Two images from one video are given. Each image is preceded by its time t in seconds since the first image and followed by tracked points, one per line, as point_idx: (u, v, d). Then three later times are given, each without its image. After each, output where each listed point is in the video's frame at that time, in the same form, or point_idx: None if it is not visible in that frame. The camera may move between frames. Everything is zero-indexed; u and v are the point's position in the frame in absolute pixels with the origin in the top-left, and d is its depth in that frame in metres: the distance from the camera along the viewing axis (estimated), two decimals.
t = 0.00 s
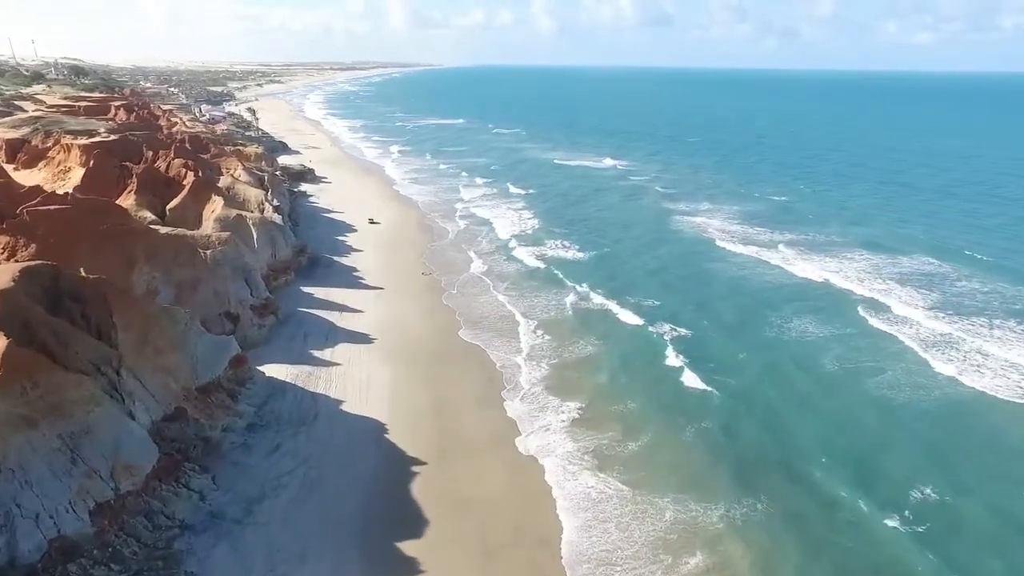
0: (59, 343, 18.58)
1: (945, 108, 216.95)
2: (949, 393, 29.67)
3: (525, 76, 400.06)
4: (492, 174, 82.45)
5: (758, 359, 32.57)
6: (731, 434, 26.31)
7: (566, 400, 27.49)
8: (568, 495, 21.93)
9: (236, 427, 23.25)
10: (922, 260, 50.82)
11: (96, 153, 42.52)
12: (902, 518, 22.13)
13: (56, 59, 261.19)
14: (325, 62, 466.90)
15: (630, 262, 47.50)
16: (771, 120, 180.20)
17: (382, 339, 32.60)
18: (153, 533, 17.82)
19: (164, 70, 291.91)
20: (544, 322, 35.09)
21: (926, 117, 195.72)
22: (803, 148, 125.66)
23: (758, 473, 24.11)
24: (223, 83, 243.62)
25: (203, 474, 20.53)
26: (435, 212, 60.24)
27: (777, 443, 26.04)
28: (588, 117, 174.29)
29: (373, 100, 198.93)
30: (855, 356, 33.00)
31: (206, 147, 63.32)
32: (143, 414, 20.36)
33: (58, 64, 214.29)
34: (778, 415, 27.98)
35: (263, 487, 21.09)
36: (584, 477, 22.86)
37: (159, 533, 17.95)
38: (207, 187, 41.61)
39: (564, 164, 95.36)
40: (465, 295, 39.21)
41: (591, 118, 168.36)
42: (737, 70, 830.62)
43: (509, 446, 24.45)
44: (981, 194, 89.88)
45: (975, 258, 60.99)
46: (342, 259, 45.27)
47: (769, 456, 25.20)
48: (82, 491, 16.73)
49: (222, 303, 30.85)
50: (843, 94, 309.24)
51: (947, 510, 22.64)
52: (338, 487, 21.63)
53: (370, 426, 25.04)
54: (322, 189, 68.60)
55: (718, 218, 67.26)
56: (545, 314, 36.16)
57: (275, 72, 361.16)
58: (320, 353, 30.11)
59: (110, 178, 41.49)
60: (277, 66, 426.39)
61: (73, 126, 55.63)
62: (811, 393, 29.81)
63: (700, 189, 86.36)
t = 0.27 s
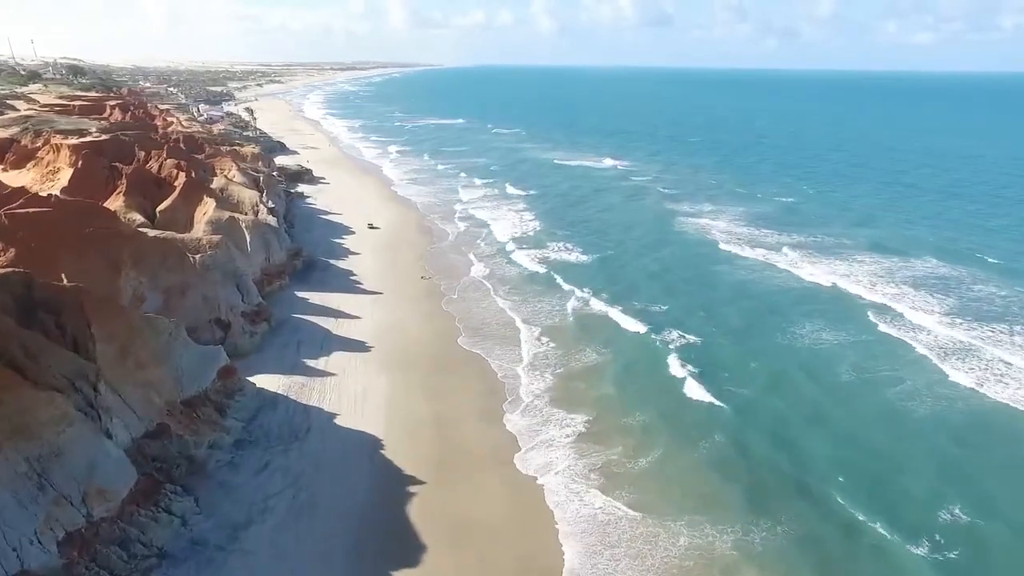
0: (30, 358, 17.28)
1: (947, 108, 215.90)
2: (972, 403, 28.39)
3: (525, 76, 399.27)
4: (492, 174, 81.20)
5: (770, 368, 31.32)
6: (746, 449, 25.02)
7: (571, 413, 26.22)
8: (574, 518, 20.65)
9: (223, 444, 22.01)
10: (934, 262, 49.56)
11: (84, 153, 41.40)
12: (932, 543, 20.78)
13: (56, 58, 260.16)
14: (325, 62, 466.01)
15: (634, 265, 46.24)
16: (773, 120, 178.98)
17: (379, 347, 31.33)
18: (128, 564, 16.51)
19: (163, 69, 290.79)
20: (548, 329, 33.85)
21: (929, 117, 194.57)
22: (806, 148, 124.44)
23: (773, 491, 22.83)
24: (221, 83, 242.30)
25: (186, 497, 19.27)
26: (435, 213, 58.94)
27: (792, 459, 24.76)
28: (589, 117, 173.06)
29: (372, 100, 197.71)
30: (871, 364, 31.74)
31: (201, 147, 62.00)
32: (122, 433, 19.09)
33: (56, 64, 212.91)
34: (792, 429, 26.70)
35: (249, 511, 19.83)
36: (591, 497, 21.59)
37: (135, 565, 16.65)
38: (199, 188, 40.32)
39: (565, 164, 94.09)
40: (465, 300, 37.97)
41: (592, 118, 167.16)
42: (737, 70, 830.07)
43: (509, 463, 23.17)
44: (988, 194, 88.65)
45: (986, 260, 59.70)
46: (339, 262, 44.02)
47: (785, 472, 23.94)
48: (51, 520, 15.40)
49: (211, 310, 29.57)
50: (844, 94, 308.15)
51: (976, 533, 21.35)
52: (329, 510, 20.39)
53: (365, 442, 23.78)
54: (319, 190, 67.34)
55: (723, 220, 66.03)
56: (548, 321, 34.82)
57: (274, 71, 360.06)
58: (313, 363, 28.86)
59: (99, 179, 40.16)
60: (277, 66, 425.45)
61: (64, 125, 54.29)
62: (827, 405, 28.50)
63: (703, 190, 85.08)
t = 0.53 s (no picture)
0: None
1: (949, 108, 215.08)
2: (997, 415, 27.10)
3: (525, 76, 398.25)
4: (493, 175, 79.99)
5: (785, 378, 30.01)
6: (760, 467, 23.69)
7: (577, 427, 24.94)
8: (582, 545, 19.34)
9: (208, 462, 20.73)
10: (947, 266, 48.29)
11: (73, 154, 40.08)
12: (966, 571, 19.43)
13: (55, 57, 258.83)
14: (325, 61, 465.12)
15: (640, 268, 45.00)
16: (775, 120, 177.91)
17: (376, 356, 30.04)
18: None
19: (162, 69, 289.51)
20: (552, 336, 32.57)
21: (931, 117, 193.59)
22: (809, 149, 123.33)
23: (791, 513, 21.51)
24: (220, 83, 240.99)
25: (165, 523, 17.99)
26: (435, 215, 57.69)
27: (810, 478, 23.43)
28: (590, 117, 171.84)
29: (371, 100, 196.51)
30: (889, 374, 30.46)
31: (196, 147, 60.67)
32: (97, 454, 17.76)
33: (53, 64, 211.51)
34: (808, 444, 25.39)
35: (233, 538, 18.54)
36: (599, 520, 20.31)
37: None
38: (191, 190, 39.00)
39: (567, 165, 92.84)
40: (465, 305, 36.70)
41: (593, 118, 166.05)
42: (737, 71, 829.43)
43: (512, 482, 21.89)
44: (995, 195, 87.52)
45: (998, 263, 58.43)
46: (336, 266, 42.74)
47: (804, 492, 22.60)
48: (12, 554, 14.06)
49: (202, 316, 28.23)
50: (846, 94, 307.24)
51: (1011, 558, 20.00)
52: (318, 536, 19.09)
53: (359, 460, 22.49)
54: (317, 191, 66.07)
55: (728, 222, 64.80)
56: (552, 328, 33.51)
57: (274, 71, 359.42)
58: (307, 373, 27.57)
59: (88, 181, 38.84)
60: (277, 65, 424.31)
61: (55, 125, 52.94)
62: (844, 418, 27.20)
63: (707, 190, 83.87)
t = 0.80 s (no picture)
0: None
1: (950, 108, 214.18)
2: None
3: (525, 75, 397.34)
4: (493, 175, 78.76)
5: (799, 388, 28.73)
6: (776, 487, 22.43)
7: (584, 443, 23.68)
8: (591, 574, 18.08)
9: (191, 483, 19.54)
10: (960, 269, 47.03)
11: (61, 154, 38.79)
12: None
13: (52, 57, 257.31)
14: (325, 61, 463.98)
15: (645, 271, 43.76)
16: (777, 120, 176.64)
17: (373, 365, 28.76)
18: None
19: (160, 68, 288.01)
20: (556, 344, 31.30)
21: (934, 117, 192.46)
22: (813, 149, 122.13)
23: (810, 538, 20.23)
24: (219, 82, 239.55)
25: (141, 554, 16.83)
26: (435, 216, 56.42)
27: (829, 499, 22.14)
28: (591, 117, 170.52)
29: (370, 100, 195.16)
30: (908, 384, 29.17)
31: (191, 147, 59.36)
32: (71, 477, 16.56)
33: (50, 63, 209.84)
34: (827, 461, 24.10)
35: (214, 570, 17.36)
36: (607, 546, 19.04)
37: None
38: (182, 191, 37.72)
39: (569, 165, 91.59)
40: (466, 311, 35.45)
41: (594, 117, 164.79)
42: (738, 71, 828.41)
43: (516, 503, 20.66)
44: (1002, 195, 86.33)
45: (1010, 265, 57.19)
46: (332, 269, 41.46)
47: (823, 514, 21.33)
48: None
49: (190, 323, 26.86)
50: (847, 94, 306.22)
51: None
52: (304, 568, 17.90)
53: (352, 481, 21.23)
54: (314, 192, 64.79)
55: (733, 223, 63.57)
56: (556, 335, 32.22)
57: (273, 71, 358.40)
58: (299, 385, 26.31)
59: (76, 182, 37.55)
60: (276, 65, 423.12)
61: (45, 125, 51.62)
62: (863, 432, 25.91)
63: (711, 191, 82.65)
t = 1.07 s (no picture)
0: None
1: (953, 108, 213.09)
2: None
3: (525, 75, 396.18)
4: (494, 175, 77.53)
5: (815, 399, 27.42)
6: (794, 507, 21.15)
7: (591, 460, 22.38)
8: None
9: (171, 508, 18.28)
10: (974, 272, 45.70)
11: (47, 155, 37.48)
12: None
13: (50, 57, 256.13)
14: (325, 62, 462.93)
15: (650, 274, 42.49)
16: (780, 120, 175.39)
17: (369, 376, 27.45)
18: None
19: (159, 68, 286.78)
20: (560, 352, 29.99)
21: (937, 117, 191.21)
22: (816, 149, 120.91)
23: (831, 564, 18.94)
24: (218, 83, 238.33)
25: None
26: (434, 218, 55.14)
27: (849, 520, 20.82)
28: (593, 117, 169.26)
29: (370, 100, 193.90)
30: (928, 395, 27.85)
31: (186, 147, 58.06)
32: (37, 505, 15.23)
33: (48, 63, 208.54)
34: (846, 478, 22.78)
35: None
36: None
37: None
38: (172, 193, 36.43)
39: (570, 166, 90.37)
40: (465, 317, 34.17)
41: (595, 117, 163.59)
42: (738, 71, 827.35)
43: (516, 529, 19.35)
44: (1010, 196, 85.06)
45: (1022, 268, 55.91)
46: (328, 273, 40.18)
47: (844, 538, 20.01)
48: None
49: (177, 327, 25.61)
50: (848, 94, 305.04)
51: None
52: None
53: (343, 503, 19.94)
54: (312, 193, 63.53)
55: (739, 225, 62.34)
56: (561, 343, 30.93)
57: (273, 71, 357.32)
58: (289, 399, 25.03)
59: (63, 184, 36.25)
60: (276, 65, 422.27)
61: (35, 125, 50.34)
62: (883, 446, 24.59)
63: (714, 192, 81.41)
